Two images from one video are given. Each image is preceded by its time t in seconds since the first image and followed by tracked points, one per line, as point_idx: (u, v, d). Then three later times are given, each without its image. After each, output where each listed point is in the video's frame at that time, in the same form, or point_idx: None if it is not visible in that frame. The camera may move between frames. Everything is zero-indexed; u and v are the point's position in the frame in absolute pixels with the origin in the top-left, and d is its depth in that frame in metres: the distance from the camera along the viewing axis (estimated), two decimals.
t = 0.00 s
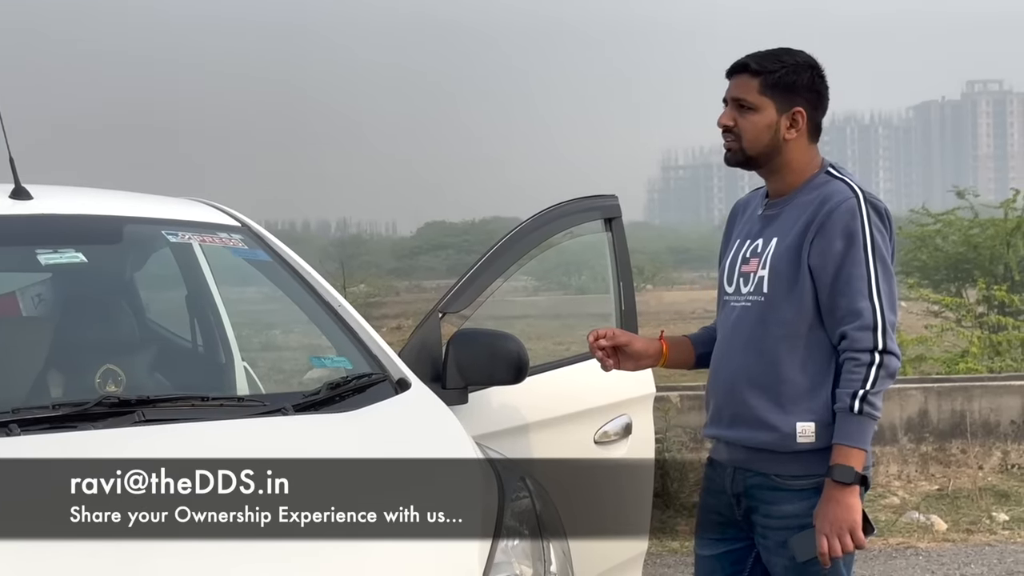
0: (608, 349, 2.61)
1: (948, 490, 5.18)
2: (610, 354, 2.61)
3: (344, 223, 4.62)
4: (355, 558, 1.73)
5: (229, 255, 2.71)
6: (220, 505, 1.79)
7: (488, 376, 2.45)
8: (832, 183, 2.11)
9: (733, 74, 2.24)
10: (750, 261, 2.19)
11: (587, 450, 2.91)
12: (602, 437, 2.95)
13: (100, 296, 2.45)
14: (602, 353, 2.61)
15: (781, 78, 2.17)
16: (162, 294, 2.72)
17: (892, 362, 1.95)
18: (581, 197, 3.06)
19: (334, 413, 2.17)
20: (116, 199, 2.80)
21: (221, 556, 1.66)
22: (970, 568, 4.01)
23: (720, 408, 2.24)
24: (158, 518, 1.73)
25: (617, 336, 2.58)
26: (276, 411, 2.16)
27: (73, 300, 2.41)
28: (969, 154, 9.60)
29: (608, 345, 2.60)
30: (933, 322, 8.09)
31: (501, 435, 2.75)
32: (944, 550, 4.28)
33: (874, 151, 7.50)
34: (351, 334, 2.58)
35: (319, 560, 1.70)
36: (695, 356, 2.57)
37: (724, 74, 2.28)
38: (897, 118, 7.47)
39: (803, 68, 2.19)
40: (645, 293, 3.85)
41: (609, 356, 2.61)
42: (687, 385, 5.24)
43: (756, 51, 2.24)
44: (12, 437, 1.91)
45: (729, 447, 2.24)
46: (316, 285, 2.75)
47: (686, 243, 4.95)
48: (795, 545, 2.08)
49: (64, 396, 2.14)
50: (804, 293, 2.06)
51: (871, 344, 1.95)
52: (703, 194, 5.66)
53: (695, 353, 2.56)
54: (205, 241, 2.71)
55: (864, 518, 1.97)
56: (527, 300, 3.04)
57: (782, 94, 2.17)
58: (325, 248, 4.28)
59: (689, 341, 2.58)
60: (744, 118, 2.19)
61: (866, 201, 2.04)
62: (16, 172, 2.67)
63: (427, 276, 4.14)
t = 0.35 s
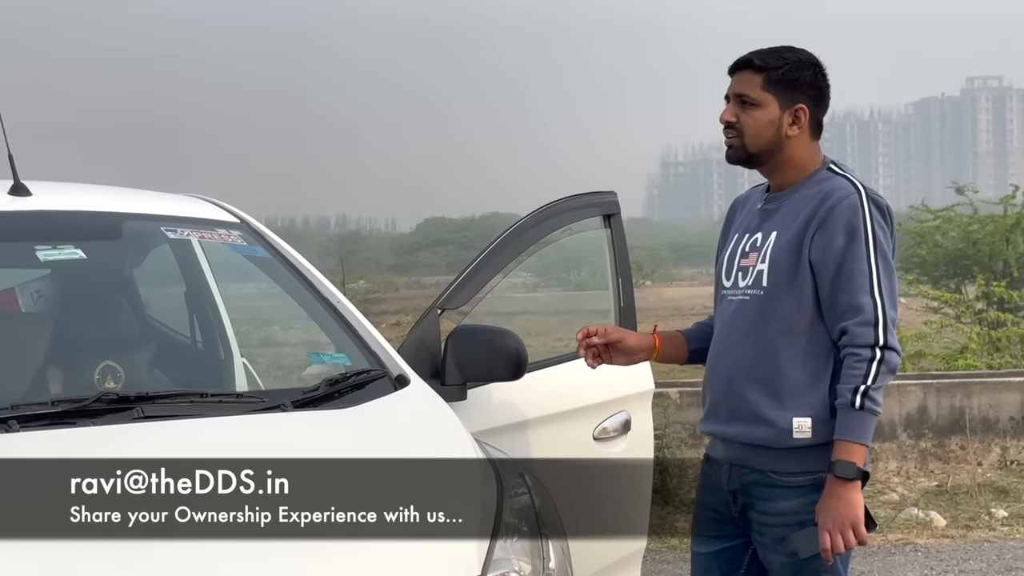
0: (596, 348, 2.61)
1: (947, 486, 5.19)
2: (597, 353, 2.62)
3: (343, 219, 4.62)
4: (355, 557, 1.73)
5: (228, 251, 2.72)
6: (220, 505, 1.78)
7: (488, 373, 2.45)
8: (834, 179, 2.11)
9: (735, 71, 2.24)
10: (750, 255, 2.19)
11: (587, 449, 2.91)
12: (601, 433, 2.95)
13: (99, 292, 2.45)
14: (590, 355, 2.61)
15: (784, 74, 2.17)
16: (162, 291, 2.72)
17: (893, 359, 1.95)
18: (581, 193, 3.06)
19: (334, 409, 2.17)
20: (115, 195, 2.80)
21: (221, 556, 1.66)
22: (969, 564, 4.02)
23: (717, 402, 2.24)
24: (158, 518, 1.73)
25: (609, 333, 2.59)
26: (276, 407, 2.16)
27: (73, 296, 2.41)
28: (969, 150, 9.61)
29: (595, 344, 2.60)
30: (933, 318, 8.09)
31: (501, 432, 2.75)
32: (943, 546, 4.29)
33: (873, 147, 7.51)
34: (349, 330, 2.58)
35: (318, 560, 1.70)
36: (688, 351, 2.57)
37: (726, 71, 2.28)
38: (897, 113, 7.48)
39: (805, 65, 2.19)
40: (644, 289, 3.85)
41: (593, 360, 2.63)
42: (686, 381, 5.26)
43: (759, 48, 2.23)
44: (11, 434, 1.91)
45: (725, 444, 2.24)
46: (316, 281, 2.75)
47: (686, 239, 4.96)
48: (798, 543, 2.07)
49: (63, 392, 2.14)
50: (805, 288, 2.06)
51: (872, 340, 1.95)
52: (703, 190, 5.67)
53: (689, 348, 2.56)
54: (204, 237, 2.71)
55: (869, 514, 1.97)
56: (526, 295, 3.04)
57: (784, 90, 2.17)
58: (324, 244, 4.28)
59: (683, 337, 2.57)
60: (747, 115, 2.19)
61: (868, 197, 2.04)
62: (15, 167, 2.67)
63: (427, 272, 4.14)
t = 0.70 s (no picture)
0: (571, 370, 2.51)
1: (948, 483, 5.19)
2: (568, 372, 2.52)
3: (344, 215, 4.62)
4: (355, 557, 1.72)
5: (229, 247, 2.72)
6: (220, 505, 1.78)
7: (489, 369, 2.45)
8: (843, 177, 2.12)
9: (720, 89, 2.25)
10: (755, 249, 2.19)
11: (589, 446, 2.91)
12: (602, 429, 2.95)
13: (100, 289, 2.45)
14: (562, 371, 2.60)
15: (765, 83, 2.17)
16: (164, 287, 2.72)
17: (894, 358, 1.95)
18: (583, 190, 3.07)
19: (335, 405, 2.18)
20: (117, 191, 2.81)
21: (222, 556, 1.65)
22: (969, 560, 4.02)
23: (714, 395, 2.24)
24: (158, 518, 1.73)
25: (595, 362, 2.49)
26: (277, 404, 2.16)
27: (74, 293, 2.41)
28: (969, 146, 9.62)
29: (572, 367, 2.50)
30: (933, 314, 8.09)
31: (503, 428, 2.75)
32: (943, 542, 4.29)
33: (873, 143, 7.53)
34: (350, 327, 2.58)
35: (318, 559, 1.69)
36: (657, 345, 2.56)
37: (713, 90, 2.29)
38: (897, 110, 7.49)
39: (787, 65, 2.19)
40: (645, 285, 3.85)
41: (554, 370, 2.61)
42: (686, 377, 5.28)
43: (737, 62, 2.24)
44: (14, 430, 1.92)
45: (720, 439, 2.25)
46: (317, 277, 2.75)
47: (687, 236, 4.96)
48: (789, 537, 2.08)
49: (65, 388, 2.14)
50: (809, 284, 2.06)
51: (874, 338, 1.95)
52: (704, 186, 5.68)
53: (659, 342, 2.56)
54: (206, 234, 2.72)
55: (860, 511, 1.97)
56: (525, 292, 3.03)
57: (770, 97, 2.17)
58: (326, 240, 4.28)
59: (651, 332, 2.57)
60: (742, 132, 2.20)
61: (877, 196, 2.05)
62: (17, 164, 2.68)
63: (427, 269, 4.13)
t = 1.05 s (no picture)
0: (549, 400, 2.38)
1: (950, 478, 5.20)
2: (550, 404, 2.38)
3: (346, 211, 4.62)
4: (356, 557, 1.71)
5: (232, 242, 2.72)
6: (220, 505, 1.76)
7: (493, 364, 2.45)
8: (846, 174, 2.12)
9: (721, 88, 2.25)
10: (758, 245, 2.19)
11: (588, 442, 2.91)
12: (604, 425, 2.94)
13: (103, 285, 2.45)
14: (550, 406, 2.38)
15: (767, 81, 2.16)
16: (166, 283, 2.72)
17: (900, 354, 1.96)
18: (586, 185, 3.06)
19: (338, 401, 2.17)
20: (120, 186, 2.81)
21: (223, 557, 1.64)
22: (971, 556, 4.02)
23: (715, 390, 2.24)
24: (158, 518, 1.71)
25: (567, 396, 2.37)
26: (280, 399, 2.16)
27: (77, 288, 2.41)
28: (971, 143, 9.63)
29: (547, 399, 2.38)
30: (935, 310, 8.09)
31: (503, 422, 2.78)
32: (946, 538, 4.29)
33: (874, 140, 7.54)
34: (353, 322, 2.58)
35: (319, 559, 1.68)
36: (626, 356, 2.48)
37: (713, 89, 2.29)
38: (899, 106, 7.50)
39: (787, 63, 2.19)
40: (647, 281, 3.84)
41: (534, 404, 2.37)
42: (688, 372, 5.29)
43: (737, 61, 2.24)
44: (17, 425, 1.92)
45: (721, 434, 2.25)
46: (320, 272, 2.75)
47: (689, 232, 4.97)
48: (796, 531, 2.11)
49: (68, 383, 2.14)
50: (813, 280, 2.06)
51: (880, 335, 1.95)
52: (706, 182, 5.69)
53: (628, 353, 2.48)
54: (210, 229, 2.71)
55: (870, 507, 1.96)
56: (528, 289, 3.06)
57: (773, 95, 2.16)
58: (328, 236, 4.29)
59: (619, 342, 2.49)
60: (745, 130, 2.20)
61: (881, 193, 2.06)
62: (21, 159, 2.68)
63: (429, 264, 4.13)
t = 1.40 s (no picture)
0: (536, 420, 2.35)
1: (953, 474, 5.19)
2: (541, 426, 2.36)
3: (348, 207, 4.61)
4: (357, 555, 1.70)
5: (235, 238, 2.71)
6: (220, 505, 1.75)
7: (496, 360, 2.45)
8: (846, 168, 2.12)
9: (721, 79, 2.23)
10: (758, 242, 2.18)
11: (591, 436, 2.90)
12: (608, 420, 2.94)
13: (105, 280, 2.45)
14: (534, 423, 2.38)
15: (770, 73, 2.15)
16: (170, 278, 2.72)
17: (907, 347, 1.96)
18: (589, 179, 3.06)
19: (341, 396, 2.17)
20: (124, 182, 2.81)
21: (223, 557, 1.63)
22: (975, 552, 4.01)
23: (717, 386, 2.24)
24: (158, 517, 1.71)
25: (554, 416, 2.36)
26: (283, 395, 2.16)
27: (81, 283, 2.41)
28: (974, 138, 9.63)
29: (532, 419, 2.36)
30: (938, 306, 8.09)
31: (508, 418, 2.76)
32: (949, 534, 4.29)
33: (876, 136, 7.56)
34: (356, 317, 2.58)
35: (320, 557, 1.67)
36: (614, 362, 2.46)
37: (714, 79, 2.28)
38: (902, 102, 7.51)
39: (790, 57, 2.18)
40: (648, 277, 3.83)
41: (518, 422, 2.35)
42: (691, 368, 5.30)
43: (740, 51, 2.23)
44: (20, 420, 1.92)
45: (723, 429, 2.24)
46: (322, 268, 2.75)
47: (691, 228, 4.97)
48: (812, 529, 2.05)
49: (71, 379, 2.15)
50: (817, 275, 2.06)
51: (887, 329, 1.96)
52: (709, 178, 5.70)
53: (616, 359, 2.45)
54: (213, 224, 2.71)
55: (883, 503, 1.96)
56: (532, 284, 3.07)
57: (775, 88, 2.16)
58: (331, 232, 4.29)
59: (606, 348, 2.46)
60: (744, 122, 2.19)
61: (883, 187, 2.06)
62: (23, 155, 2.68)
63: (431, 260, 4.12)
